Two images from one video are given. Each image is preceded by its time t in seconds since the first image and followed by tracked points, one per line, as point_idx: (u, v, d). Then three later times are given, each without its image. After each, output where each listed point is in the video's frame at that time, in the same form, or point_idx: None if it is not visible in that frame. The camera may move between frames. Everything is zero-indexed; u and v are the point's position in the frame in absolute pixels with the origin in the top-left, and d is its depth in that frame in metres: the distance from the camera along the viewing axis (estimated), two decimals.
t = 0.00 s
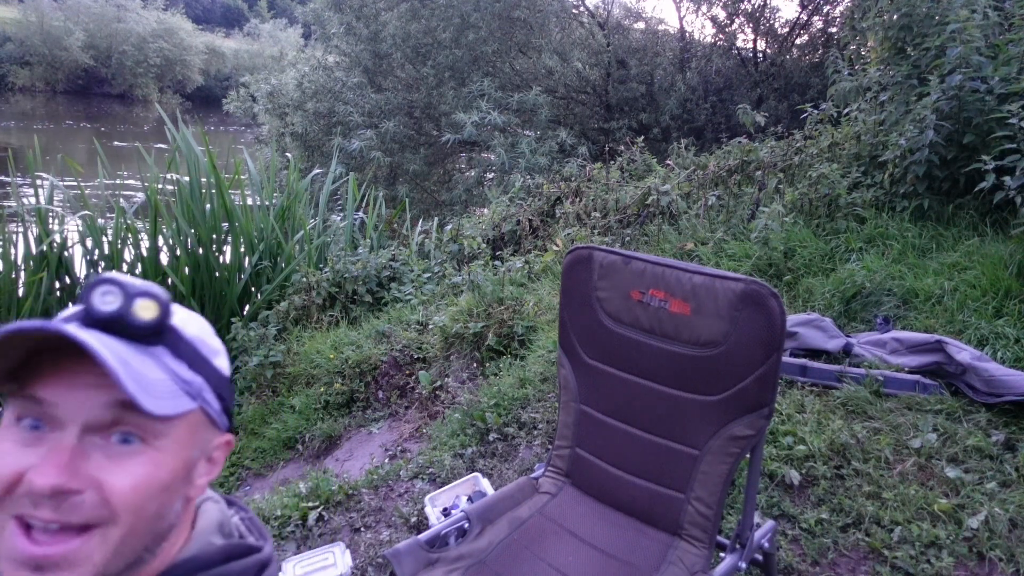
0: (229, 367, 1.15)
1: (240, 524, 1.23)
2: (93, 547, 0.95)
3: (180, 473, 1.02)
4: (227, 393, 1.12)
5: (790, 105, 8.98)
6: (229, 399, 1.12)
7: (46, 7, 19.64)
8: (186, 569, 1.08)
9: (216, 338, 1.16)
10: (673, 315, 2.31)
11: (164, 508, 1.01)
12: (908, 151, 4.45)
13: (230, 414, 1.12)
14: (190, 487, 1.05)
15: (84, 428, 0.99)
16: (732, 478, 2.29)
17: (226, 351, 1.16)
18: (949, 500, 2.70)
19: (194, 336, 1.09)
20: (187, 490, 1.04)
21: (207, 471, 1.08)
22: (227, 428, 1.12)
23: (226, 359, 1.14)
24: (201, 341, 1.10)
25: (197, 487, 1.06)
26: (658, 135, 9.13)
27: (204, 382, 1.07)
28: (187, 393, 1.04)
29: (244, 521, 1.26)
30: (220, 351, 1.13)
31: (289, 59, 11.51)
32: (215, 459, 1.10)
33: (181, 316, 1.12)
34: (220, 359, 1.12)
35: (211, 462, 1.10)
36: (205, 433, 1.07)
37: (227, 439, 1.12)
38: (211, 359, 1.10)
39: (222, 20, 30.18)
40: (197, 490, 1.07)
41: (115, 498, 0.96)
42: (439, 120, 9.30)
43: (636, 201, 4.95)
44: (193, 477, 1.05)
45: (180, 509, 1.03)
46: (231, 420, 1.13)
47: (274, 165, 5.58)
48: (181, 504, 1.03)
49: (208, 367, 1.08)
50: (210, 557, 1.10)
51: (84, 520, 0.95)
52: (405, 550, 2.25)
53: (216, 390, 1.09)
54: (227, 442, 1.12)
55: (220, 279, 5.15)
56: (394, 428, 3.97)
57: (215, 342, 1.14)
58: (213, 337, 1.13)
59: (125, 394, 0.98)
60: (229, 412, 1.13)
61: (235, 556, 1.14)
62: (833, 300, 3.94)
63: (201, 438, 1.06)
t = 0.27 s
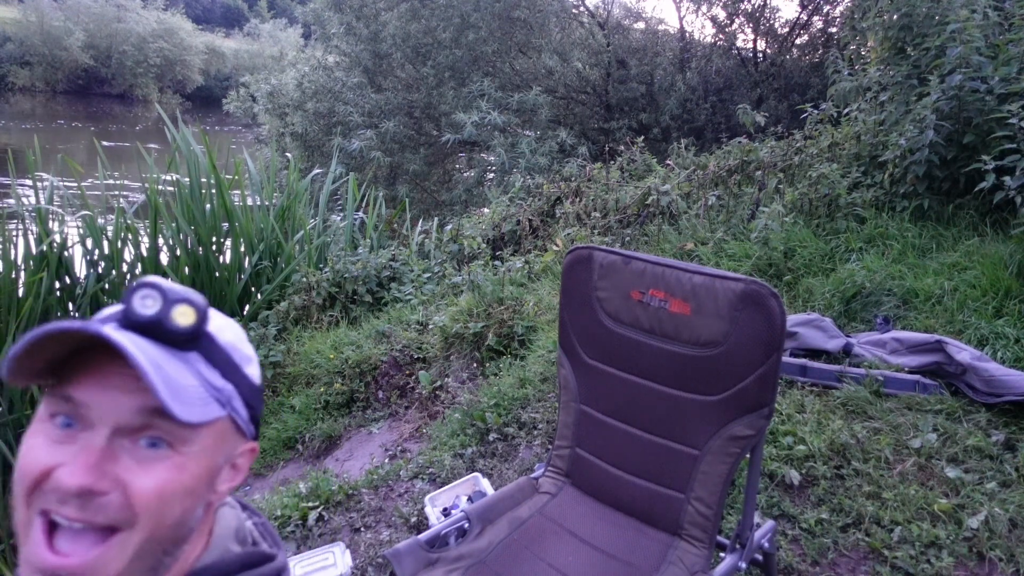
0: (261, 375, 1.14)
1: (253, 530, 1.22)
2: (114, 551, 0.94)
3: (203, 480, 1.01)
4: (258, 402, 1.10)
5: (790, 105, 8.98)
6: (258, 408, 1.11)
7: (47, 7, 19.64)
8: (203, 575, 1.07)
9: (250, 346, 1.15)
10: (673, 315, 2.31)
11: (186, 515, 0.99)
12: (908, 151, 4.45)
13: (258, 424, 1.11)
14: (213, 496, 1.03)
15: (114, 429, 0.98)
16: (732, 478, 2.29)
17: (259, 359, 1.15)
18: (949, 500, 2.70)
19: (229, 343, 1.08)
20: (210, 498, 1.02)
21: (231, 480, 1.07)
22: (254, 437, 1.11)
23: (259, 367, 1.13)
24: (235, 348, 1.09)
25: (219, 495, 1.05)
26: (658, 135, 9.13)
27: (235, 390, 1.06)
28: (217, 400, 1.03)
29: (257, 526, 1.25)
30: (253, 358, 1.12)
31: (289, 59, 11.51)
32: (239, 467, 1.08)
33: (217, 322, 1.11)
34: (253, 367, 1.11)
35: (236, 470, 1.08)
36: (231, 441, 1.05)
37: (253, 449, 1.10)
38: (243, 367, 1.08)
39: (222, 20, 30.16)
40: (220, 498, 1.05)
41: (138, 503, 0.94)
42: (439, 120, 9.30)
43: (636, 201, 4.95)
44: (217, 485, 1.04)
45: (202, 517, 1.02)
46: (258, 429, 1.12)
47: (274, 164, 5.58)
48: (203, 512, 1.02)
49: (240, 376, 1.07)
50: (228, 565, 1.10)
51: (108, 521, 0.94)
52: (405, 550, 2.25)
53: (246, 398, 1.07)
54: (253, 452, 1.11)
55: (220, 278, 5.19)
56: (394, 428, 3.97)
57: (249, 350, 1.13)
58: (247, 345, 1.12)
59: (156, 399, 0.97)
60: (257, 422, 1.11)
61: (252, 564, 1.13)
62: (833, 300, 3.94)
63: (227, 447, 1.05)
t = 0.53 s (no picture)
0: (238, 380, 0.91)
1: (262, 535, 1.14)
2: None
3: (135, 498, 0.86)
4: (218, 416, 0.88)
5: (790, 105, 8.97)
6: (223, 423, 0.89)
7: (46, 7, 19.63)
8: None
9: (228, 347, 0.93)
10: (674, 315, 2.31)
11: (117, 534, 0.86)
12: (908, 151, 4.45)
13: (221, 441, 0.89)
14: (161, 517, 0.88)
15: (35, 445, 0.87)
16: (732, 478, 2.29)
17: (236, 363, 0.92)
18: (950, 500, 2.70)
19: (168, 345, 0.88)
20: (154, 518, 0.88)
21: (191, 500, 0.90)
22: (217, 456, 0.90)
23: (222, 373, 0.90)
24: (178, 351, 0.88)
25: (174, 517, 0.89)
26: (658, 135, 9.13)
27: (160, 402, 0.86)
28: (129, 413, 0.85)
29: (266, 530, 1.17)
30: (215, 362, 0.90)
31: (289, 59, 11.51)
32: (203, 487, 0.90)
33: (186, 320, 0.94)
34: (205, 373, 0.88)
35: (195, 483, 0.89)
36: (174, 459, 0.87)
37: (216, 468, 0.90)
38: (183, 375, 0.87)
39: (222, 19, 30.16)
40: (175, 516, 0.89)
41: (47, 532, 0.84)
42: (439, 120, 9.30)
43: (636, 201, 4.95)
44: (168, 504, 0.88)
45: (144, 540, 0.87)
46: (231, 446, 0.90)
47: (274, 164, 5.58)
48: (145, 534, 0.87)
49: (176, 386, 0.87)
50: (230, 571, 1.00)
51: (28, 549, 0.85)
52: (405, 550, 2.25)
53: (179, 413, 0.86)
54: (219, 471, 0.90)
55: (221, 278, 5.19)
56: (394, 428, 3.97)
57: (216, 351, 0.91)
58: (213, 344, 0.91)
59: (55, 415, 0.84)
60: (223, 438, 0.89)
61: (257, 569, 1.05)
62: (833, 300, 3.94)
63: (170, 464, 0.87)
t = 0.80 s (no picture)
0: (155, 388, 0.88)
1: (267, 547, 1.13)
2: None
3: (61, 510, 0.89)
4: (130, 429, 0.87)
5: (790, 105, 8.96)
6: (136, 435, 0.87)
7: (46, 7, 19.62)
8: None
9: (150, 351, 0.89)
10: (674, 315, 2.31)
11: (53, 543, 0.90)
12: (908, 151, 4.45)
13: (135, 455, 0.87)
14: (93, 528, 0.90)
15: None
16: (733, 478, 2.29)
17: (154, 371, 0.88)
18: (949, 500, 2.70)
19: (74, 356, 0.87)
20: (84, 531, 0.90)
21: (121, 510, 0.90)
22: (137, 468, 0.88)
23: (133, 384, 0.87)
24: (84, 362, 0.87)
25: (108, 527, 0.90)
26: (658, 135, 9.13)
27: (62, 420, 0.86)
28: (35, 431, 0.87)
29: (277, 541, 1.18)
30: (126, 371, 0.87)
31: (289, 59, 11.51)
32: (132, 499, 0.90)
33: (110, 325, 0.92)
34: (110, 385, 0.86)
35: (126, 498, 0.90)
36: (87, 474, 0.88)
37: (137, 480, 0.89)
38: (84, 388, 0.86)
39: (222, 19, 30.14)
40: (110, 530, 0.91)
41: None
42: (439, 120, 9.30)
43: (636, 201, 4.95)
44: (98, 516, 0.90)
45: (77, 552, 0.90)
46: (151, 457, 0.88)
47: (274, 164, 5.58)
48: (76, 546, 0.90)
49: (78, 400, 0.86)
50: None
51: None
52: (405, 550, 2.25)
53: (82, 429, 0.86)
54: (143, 483, 0.89)
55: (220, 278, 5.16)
56: (394, 428, 3.97)
57: (132, 358, 0.88)
58: (123, 355, 0.88)
59: None
60: (140, 451, 0.87)
61: None
62: (833, 300, 3.94)
63: (89, 478, 0.88)
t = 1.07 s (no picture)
0: (105, 408, 0.87)
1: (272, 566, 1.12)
2: None
3: (26, 535, 0.90)
4: (78, 452, 0.86)
5: (790, 105, 8.96)
6: (85, 458, 0.86)
7: (46, 7, 19.63)
8: None
9: (100, 369, 0.88)
10: (673, 315, 2.31)
11: (23, 567, 0.91)
12: (908, 151, 4.45)
13: (86, 477, 0.86)
14: (60, 550, 0.90)
15: None
16: (732, 478, 2.29)
17: (102, 390, 0.87)
18: (949, 500, 2.70)
19: (22, 377, 0.87)
20: (53, 553, 0.90)
21: (85, 535, 0.89)
22: (91, 492, 0.87)
23: (79, 404, 0.86)
24: (33, 383, 0.86)
25: (74, 551, 0.90)
26: (658, 136, 9.13)
27: (13, 445, 0.86)
28: None
29: (283, 559, 1.15)
30: (74, 391, 0.86)
31: (289, 59, 11.50)
32: (93, 523, 0.89)
33: (65, 339, 0.91)
34: (56, 407, 0.85)
35: (86, 524, 0.89)
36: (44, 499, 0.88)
37: (94, 505, 0.88)
38: (31, 411, 0.85)
39: (222, 20, 30.15)
40: (76, 555, 0.90)
41: None
42: (439, 120, 9.30)
43: (636, 201, 4.95)
44: (62, 541, 0.89)
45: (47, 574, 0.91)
46: (105, 480, 0.87)
47: (274, 164, 5.59)
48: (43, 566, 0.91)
49: (26, 424, 0.86)
50: None
51: None
52: (405, 550, 2.25)
53: (32, 453, 0.86)
54: (101, 508, 0.88)
55: (220, 278, 5.15)
56: (394, 428, 3.97)
57: (80, 377, 0.87)
58: (68, 373, 0.87)
59: None
60: (92, 473, 0.86)
61: None
62: (833, 300, 3.93)
63: (48, 501, 0.88)
